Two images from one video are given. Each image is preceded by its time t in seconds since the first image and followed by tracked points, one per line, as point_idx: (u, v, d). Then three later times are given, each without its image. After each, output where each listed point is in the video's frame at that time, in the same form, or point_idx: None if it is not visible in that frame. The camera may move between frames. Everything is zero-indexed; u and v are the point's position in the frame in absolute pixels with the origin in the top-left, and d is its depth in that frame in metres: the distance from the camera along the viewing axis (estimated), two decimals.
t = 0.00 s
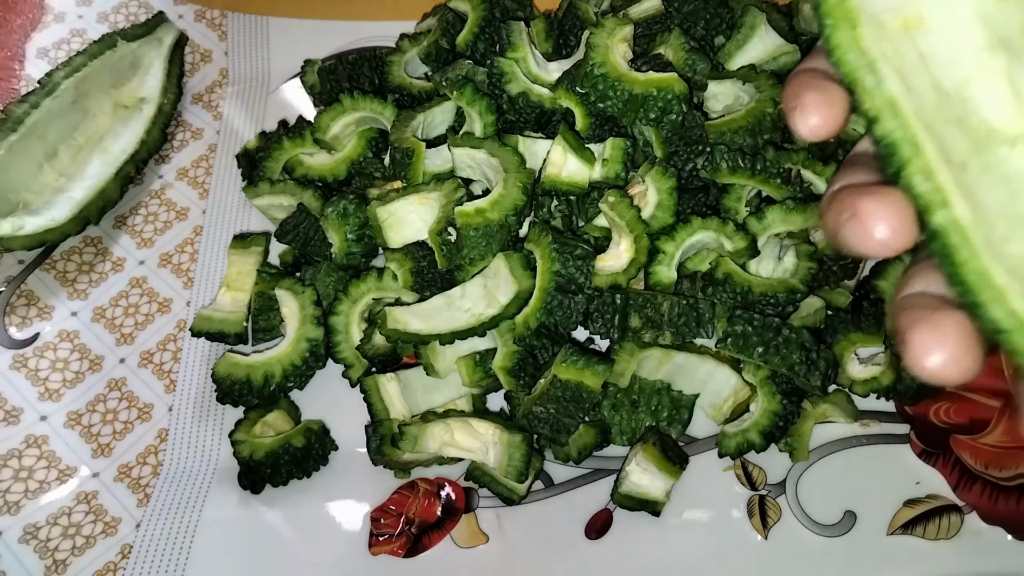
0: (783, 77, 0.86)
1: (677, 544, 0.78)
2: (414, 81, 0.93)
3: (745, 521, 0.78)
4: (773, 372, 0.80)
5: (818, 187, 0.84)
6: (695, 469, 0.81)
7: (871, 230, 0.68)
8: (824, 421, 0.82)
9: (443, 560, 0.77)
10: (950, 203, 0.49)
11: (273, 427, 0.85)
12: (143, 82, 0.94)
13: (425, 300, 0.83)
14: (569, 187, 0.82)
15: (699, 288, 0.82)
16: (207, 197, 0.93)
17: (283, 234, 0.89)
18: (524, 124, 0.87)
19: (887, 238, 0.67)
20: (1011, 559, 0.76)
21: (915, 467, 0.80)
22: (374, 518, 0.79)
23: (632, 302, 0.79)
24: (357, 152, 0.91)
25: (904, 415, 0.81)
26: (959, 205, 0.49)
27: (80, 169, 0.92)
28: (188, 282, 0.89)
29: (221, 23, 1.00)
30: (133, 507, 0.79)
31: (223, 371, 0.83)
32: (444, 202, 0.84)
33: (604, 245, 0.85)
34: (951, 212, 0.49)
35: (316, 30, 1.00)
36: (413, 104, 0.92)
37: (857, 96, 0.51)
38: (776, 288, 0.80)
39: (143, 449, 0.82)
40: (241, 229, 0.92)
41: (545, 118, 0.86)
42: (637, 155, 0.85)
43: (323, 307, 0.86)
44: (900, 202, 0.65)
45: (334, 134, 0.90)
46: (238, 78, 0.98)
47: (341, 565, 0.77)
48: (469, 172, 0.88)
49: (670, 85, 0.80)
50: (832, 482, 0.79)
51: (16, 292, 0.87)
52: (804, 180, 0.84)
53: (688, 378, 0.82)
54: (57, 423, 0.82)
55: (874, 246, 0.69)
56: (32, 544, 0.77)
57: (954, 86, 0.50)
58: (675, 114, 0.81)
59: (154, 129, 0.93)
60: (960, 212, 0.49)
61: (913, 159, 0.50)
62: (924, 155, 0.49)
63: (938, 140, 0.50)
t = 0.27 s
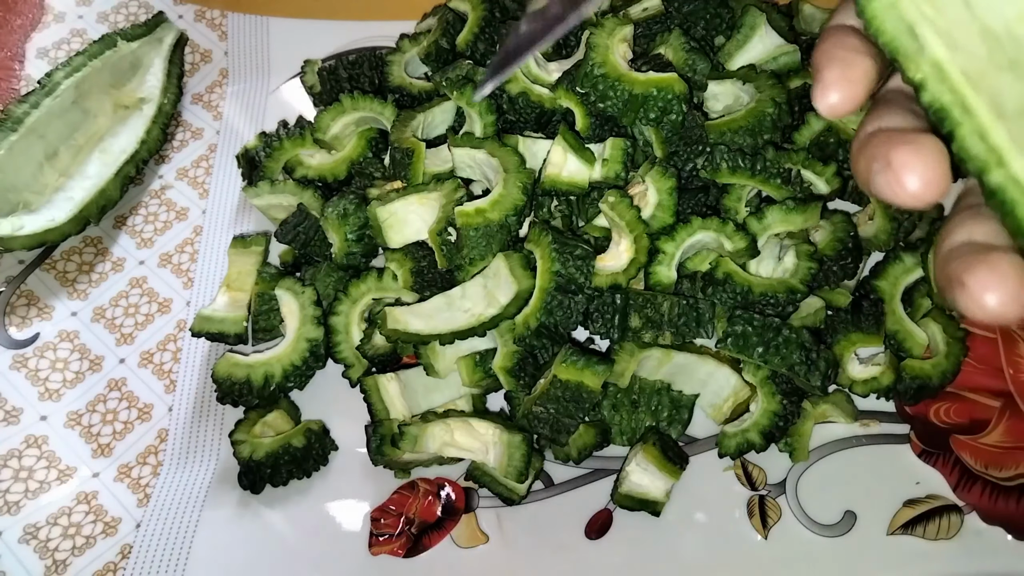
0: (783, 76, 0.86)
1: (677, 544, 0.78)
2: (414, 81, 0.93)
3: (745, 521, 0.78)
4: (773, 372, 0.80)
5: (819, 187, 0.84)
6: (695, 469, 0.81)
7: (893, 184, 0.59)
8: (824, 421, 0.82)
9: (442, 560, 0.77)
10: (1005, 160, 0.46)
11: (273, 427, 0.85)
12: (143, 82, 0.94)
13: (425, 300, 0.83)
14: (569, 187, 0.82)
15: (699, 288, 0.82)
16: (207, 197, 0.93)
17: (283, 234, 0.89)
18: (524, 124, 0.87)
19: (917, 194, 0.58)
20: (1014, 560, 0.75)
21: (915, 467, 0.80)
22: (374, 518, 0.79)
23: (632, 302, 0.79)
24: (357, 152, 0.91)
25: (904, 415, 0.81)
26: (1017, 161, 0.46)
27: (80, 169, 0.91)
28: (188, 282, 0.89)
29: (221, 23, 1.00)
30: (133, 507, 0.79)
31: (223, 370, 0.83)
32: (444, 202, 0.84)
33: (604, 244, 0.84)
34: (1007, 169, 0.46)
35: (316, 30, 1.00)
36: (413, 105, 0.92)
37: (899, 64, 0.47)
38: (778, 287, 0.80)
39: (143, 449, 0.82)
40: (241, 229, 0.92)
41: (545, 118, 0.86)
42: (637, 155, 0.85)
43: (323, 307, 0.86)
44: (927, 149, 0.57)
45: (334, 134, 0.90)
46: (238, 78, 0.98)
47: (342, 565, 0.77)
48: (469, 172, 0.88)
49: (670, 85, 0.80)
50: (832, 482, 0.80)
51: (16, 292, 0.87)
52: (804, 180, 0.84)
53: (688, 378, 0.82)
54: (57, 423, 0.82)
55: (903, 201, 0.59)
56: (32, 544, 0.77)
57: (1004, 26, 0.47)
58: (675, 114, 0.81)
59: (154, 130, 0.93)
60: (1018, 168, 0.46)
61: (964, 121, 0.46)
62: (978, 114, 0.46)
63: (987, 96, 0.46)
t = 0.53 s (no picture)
0: (784, 76, 0.86)
1: (677, 544, 0.78)
2: (414, 81, 0.93)
3: (745, 521, 0.78)
4: (773, 372, 0.80)
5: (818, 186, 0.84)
6: (695, 469, 0.81)
7: (771, 141, 0.81)
8: (824, 421, 0.82)
9: (442, 560, 0.77)
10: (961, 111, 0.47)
11: (273, 427, 0.85)
12: (143, 82, 0.94)
13: (425, 300, 0.83)
14: (569, 187, 0.82)
15: (699, 288, 0.82)
16: (207, 197, 0.93)
17: (283, 234, 0.89)
18: (524, 124, 0.87)
19: (782, 165, 0.81)
20: (1012, 559, 0.76)
21: (915, 467, 0.80)
22: (374, 517, 0.79)
23: (632, 302, 0.79)
24: (357, 152, 0.91)
25: (904, 415, 0.81)
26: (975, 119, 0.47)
27: (80, 169, 0.91)
28: (188, 282, 0.89)
29: (221, 23, 1.00)
30: (133, 506, 0.79)
31: (223, 370, 0.83)
32: (444, 202, 0.85)
33: (604, 244, 0.85)
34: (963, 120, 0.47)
35: (316, 30, 1.00)
36: (413, 105, 0.92)
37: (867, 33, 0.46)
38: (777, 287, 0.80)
39: (143, 449, 0.82)
40: (241, 229, 0.92)
41: (545, 118, 0.86)
42: (637, 154, 0.85)
43: (324, 307, 0.86)
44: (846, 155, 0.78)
45: (334, 134, 0.90)
46: (238, 78, 0.98)
47: (341, 565, 0.77)
48: (469, 172, 0.88)
49: (670, 85, 0.80)
50: (832, 482, 0.80)
51: (16, 292, 0.87)
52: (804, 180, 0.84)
53: (688, 378, 0.82)
54: (57, 424, 0.82)
55: (767, 160, 0.81)
56: (32, 544, 0.77)
57: None
58: (675, 114, 0.81)
59: (154, 130, 0.93)
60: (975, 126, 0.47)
61: (891, 80, 0.35)
62: (905, 73, 0.34)
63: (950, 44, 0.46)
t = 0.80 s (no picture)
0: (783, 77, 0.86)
1: (677, 544, 0.78)
2: (414, 81, 0.93)
3: (745, 521, 0.78)
4: (773, 372, 0.80)
5: (818, 187, 0.84)
6: (695, 469, 0.81)
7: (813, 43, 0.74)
8: (824, 421, 0.82)
9: (442, 560, 0.77)
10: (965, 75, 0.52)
11: (273, 427, 0.85)
12: (143, 82, 0.94)
13: (424, 300, 0.83)
14: (569, 187, 0.82)
15: (699, 288, 0.82)
16: (207, 197, 0.93)
17: (283, 234, 0.89)
18: (523, 124, 0.86)
19: (821, 66, 0.75)
20: (1011, 559, 0.76)
21: (915, 467, 0.80)
22: (374, 517, 0.79)
23: (632, 302, 0.79)
24: (357, 152, 0.91)
25: (904, 415, 0.81)
26: (975, 78, 0.52)
27: (80, 169, 0.92)
28: (188, 282, 0.89)
29: (221, 23, 1.00)
30: (133, 507, 0.79)
31: (223, 370, 0.83)
32: (444, 202, 0.84)
33: (604, 244, 0.85)
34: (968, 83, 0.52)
35: (316, 30, 1.00)
36: (413, 105, 0.92)
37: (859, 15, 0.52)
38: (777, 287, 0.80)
39: (143, 449, 0.82)
40: (241, 229, 0.92)
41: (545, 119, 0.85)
42: (637, 155, 0.85)
43: (324, 307, 0.86)
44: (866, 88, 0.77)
45: (334, 134, 0.90)
46: (238, 78, 0.98)
47: (342, 564, 0.77)
48: (469, 172, 0.88)
49: (670, 85, 0.80)
50: (832, 482, 0.80)
51: (16, 292, 0.87)
52: (804, 180, 0.84)
53: (688, 378, 0.82)
54: (57, 424, 0.82)
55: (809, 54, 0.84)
56: (32, 544, 0.77)
57: None
58: (675, 114, 0.81)
59: (154, 130, 0.93)
60: (976, 84, 0.52)
61: (915, 49, 0.51)
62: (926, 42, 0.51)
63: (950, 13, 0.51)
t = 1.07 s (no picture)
0: (783, 77, 0.86)
1: (677, 544, 0.78)
2: (414, 81, 0.93)
3: (745, 521, 0.78)
4: (773, 372, 0.80)
5: (819, 187, 0.84)
6: (695, 468, 0.81)
7: (822, 85, 0.76)
8: (824, 421, 0.82)
9: (442, 560, 0.77)
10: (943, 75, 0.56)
11: (273, 427, 0.85)
12: (143, 82, 0.94)
13: (425, 300, 0.83)
14: (569, 187, 0.82)
15: (699, 288, 0.82)
16: (207, 197, 0.93)
17: (283, 235, 0.89)
18: (524, 124, 0.87)
19: (831, 108, 0.77)
20: (1012, 559, 0.76)
21: (915, 467, 0.80)
22: (374, 517, 0.79)
23: (632, 302, 0.79)
24: (357, 151, 0.91)
25: (904, 415, 0.81)
26: (985, 107, 0.49)
27: (80, 169, 0.92)
28: (188, 282, 0.89)
29: (221, 23, 1.00)
30: (133, 507, 0.79)
31: (223, 370, 0.83)
32: (444, 202, 0.84)
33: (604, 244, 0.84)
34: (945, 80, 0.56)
35: (316, 30, 1.00)
36: (413, 105, 0.92)
37: (859, 58, 0.48)
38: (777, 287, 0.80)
39: (143, 449, 0.82)
40: (241, 229, 0.92)
41: (545, 118, 0.86)
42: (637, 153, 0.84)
43: (323, 307, 0.86)
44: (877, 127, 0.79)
45: (334, 134, 0.90)
46: (238, 78, 0.98)
47: (342, 564, 0.77)
48: (469, 172, 0.88)
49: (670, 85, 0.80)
50: (832, 482, 0.80)
51: (16, 292, 0.87)
52: (804, 180, 0.84)
53: (688, 378, 0.82)
54: (57, 424, 0.82)
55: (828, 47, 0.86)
56: (32, 544, 0.77)
57: None
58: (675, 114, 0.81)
59: (154, 130, 0.93)
60: (987, 114, 0.49)
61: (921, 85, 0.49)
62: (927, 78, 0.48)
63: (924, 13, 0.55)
